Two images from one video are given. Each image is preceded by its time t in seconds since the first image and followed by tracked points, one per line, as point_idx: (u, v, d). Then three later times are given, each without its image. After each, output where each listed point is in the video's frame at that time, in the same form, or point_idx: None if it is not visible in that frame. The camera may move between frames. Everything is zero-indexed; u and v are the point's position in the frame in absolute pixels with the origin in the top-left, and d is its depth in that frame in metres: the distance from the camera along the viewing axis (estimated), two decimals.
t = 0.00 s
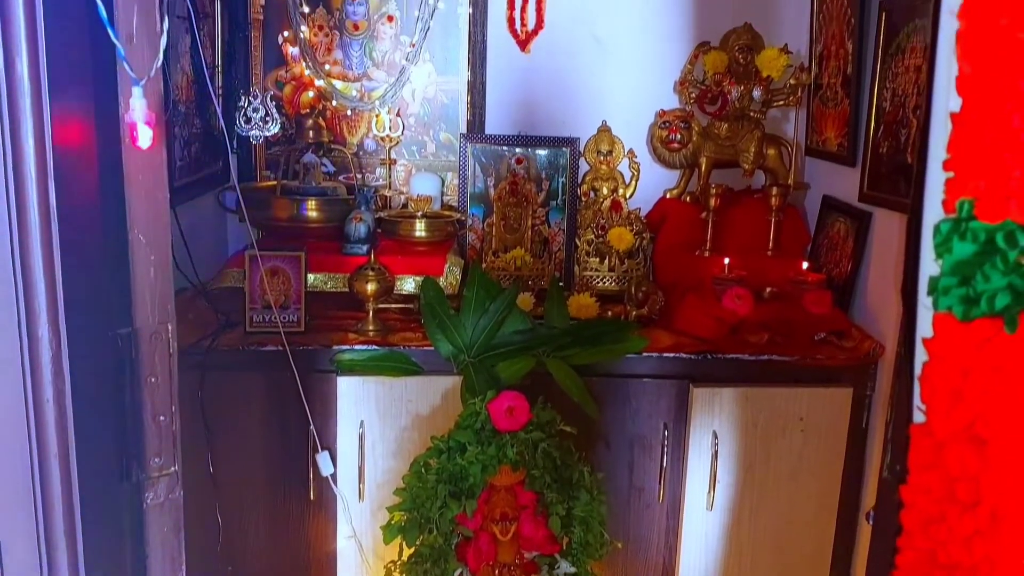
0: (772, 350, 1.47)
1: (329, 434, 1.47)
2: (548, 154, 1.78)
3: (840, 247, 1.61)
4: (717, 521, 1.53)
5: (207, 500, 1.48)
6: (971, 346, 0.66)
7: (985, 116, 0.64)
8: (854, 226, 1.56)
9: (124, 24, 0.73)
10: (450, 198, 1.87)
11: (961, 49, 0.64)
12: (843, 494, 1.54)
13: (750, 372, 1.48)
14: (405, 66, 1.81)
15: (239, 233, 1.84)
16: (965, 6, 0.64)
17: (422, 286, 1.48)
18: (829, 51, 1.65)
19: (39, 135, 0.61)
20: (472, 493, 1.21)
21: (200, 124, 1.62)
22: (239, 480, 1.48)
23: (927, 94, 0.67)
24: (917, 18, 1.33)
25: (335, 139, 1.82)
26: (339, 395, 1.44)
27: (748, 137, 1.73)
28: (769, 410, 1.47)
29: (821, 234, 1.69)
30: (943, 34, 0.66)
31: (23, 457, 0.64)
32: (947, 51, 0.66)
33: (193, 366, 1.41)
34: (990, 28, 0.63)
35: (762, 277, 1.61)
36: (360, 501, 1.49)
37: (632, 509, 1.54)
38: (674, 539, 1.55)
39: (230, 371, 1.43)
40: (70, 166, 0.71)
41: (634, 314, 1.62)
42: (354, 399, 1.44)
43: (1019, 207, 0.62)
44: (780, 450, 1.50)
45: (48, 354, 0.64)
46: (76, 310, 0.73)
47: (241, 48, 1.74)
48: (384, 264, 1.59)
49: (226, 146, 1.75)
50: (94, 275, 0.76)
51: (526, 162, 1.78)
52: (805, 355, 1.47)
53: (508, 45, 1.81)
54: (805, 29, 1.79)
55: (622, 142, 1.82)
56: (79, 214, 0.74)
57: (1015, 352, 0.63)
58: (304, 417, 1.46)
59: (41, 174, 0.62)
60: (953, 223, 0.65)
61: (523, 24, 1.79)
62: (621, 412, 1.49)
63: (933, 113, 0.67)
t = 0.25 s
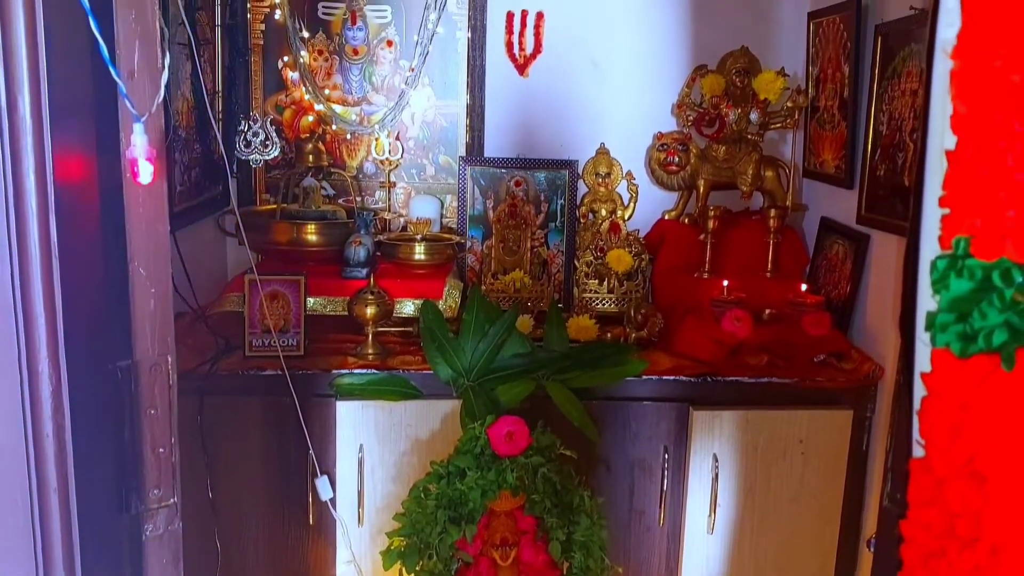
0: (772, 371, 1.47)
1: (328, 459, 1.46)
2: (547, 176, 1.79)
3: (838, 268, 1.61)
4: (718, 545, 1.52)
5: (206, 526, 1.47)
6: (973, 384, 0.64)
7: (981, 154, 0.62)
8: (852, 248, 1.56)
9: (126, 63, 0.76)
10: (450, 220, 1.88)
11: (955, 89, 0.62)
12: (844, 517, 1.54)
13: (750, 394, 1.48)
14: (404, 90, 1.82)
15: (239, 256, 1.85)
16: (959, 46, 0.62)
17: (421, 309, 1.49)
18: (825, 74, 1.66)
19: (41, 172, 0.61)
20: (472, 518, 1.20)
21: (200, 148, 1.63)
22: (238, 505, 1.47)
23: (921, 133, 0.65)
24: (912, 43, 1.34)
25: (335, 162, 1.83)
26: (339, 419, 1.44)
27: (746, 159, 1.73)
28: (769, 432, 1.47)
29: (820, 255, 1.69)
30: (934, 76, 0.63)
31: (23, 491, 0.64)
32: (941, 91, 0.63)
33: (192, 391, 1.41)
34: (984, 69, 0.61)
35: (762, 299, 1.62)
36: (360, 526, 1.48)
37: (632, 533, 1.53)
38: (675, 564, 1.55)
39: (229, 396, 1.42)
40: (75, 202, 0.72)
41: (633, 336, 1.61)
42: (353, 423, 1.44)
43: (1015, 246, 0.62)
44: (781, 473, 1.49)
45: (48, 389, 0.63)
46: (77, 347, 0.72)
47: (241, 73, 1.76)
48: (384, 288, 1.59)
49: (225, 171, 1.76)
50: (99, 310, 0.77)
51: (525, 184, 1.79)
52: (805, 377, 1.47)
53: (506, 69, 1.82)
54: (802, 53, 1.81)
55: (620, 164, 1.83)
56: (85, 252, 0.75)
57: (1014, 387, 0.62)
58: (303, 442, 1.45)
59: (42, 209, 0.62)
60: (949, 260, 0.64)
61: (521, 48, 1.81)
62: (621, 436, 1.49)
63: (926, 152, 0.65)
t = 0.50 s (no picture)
0: (771, 382, 1.47)
1: (327, 475, 1.46)
2: (543, 189, 1.78)
3: (835, 277, 1.61)
4: (719, 557, 1.52)
5: (205, 544, 1.46)
6: (972, 402, 0.66)
7: (974, 173, 0.63)
8: (848, 257, 1.56)
9: (118, 87, 0.82)
10: (446, 233, 1.87)
11: (945, 108, 0.63)
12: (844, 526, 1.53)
13: (748, 405, 1.48)
14: (399, 104, 1.82)
15: (235, 271, 1.85)
16: (948, 66, 0.63)
17: (418, 323, 1.48)
18: (819, 84, 1.67)
19: (32, 207, 0.67)
20: (471, 534, 1.18)
21: (195, 164, 1.63)
22: (236, 523, 1.47)
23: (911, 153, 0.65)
24: (903, 53, 1.35)
25: (331, 177, 1.83)
26: (337, 435, 1.43)
27: (741, 169, 1.72)
28: (768, 443, 1.46)
29: (817, 264, 1.69)
30: (925, 95, 0.64)
31: (20, 519, 0.69)
32: (932, 109, 0.64)
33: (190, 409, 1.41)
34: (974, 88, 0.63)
35: (758, 309, 1.63)
36: (359, 542, 1.48)
37: (633, 545, 1.53)
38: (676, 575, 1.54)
39: (227, 414, 1.42)
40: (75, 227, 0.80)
41: (631, 346, 1.61)
42: (351, 439, 1.44)
43: (1009, 266, 0.64)
44: (781, 483, 1.49)
45: (42, 419, 0.69)
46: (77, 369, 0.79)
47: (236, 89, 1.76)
48: (381, 302, 1.59)
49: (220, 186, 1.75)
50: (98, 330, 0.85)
51: (521, 197, 1.78)
52: (804, 387, 1.47)
53: (500, 82, 1.82)
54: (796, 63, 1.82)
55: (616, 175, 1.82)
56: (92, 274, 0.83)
57: (1010, 405, 0.65)
58: (302, 458, 1.45)
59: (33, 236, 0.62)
60: (943, 278, 0.65)
61: (516, 61, 1.81)
62: (620, 448, 1.48)
63: (918, 170, 0.65)
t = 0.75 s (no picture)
0: (766, 395, 1.47)
1: (320, 485, 1.45)
2: (540, 199, 1.79)
3: (830, 290, 1.61)
4: (713, 570, 1.51)
5: (197, 554, 1.46)
6: (968, 424, 0.66)
7: (971, 196, 0.63)
8: (843, 271, 1.57)
9: (115, 98, 0.81)
10: (443, 242, 1.87)
11: (941, 129, 0.63)
12: (839, 540, 1.53)
13: (743, 418, 1.48)
14: (397, 113, 1.82)
15: (231, 278, 1.85)
16: (944, 88, 0.63)
17: (414, 333, 1.48)
18: (816, 97, 1.67)
19: (27, 215, 0.66)
20: (465, 546, 1.17)
21: (192, 172, 1.63)
22: (229, 533, 1.46)
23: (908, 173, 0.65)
24: (900, 68, 1.35)
25: (328, 186, 1.83)
26: (331, 445, 1.42)
27: (738, 182, 1.72)
28: (763, 456, 1.46)
29: (813, 277, 1.69)
30: (921, 116, 0.64)
31: (8, 534, 0.68)
32: (928, 132, 0.64)
33: (183, 418, 1.40)
34: (968, 111, 0.62)
35: (755, 322, 1.62)
36: (352, 553, 1.47)
37: (627, 557, 1.52)
38: None
39: (220, 423, 1.41)
40: (66, 239, 0.80)
41: (627, 358, 1.61)
42: (345, 449, 1.43)
43: (1005, 286, 0.63)
44: (776, 496, 1.48)
45: (33, 432, 0.68)
46: (63, 385, 0.78)
47: (234, 97, 1.76)
48: (377, 312, 1.59)
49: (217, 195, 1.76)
50: (91, 345, 0.85)
51: (518, 207, 1.78)
52: (798, 401, 1.47)
53: (498, 92, 1.82)
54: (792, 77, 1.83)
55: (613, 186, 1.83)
56: (83, 290, 0.84)
57: (1005, 429, 0.65)
58: (295, 468, 1.44)
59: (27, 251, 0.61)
60: (938, 299, 0.65)
61: (514, 72, 1.81)
62: (615, 461, 1.48)
63: (914, 190, 0.65)
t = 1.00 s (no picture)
0: (764, 405, 1.47)
1: (316, 493, 1.44)
2: (540, 207, 1.79)
3: (829, 301, 1.61)
4: None
5: (192, 561, 1.45)
6: (965, 441, 0.66)
7: (970, 213, 0.63)
8: (842, 282, 1.56)
9: (114, 107, 0.81)
10: (441, 249, 1.88)
11: (940, 146, 0.63)
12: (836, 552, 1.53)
13: (741, 428, 1.47)
14: (396, 121, 1.82)
15: (228, 284, 1.85)
16: (944, 104, 0.63)
17: (411, 341, 1.48)
18: (815, 108, 1.67)
19: (25, 224, 0.66)
20: (461, 556, 1.15)
21: (191, 178, 1.62)
22: (224, 540, 1.45)
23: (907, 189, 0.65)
24: (899, 79, 1.35)
25: (326, 193, 1.83)
26: (328, 453, 1.42)
27: (737, 192, 1.73)
28: (761, 466, 1.46)
29: (812, 287, 1.69)
30: (920, 131, 0.64)
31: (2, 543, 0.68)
32: (927, 147, 0.64)
33: (179, 424, 1.40)
34: (968, 128, 0.62)
35: (752, 330, 1.63)
36: (348, 561, 1.46)
37: (624, 567, 1.52)
38: None
39: (217, 430, 1.41)
40: (64, 247, 0.80)
41: (625, 367, 1.60)
42: (342, 457, 1.42)
43: (1004, 304, 0.63)
44: (773, 507, 1.48)
45: (29, 440, 0.68)
46: (59, 394, 0.79)
47: (233, 103, 1.76)
48: (375, 319, 1.58)
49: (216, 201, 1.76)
50: (88, 352, 0.85)
51: (516, 215, 1.79)
52: (795, 412, 1.47)
53: (497, 100, 1.83)
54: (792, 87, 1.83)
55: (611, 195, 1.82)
56: (80, 298, 0.84)
57: (1003, 446, 0.65)
58: (292, 476, 1.44)
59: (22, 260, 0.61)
60: (937, 315, 0.65)
61: (513, 80, 1.81)
62: (612, 471, 1.48)
63: (912, 207, 0.65)
